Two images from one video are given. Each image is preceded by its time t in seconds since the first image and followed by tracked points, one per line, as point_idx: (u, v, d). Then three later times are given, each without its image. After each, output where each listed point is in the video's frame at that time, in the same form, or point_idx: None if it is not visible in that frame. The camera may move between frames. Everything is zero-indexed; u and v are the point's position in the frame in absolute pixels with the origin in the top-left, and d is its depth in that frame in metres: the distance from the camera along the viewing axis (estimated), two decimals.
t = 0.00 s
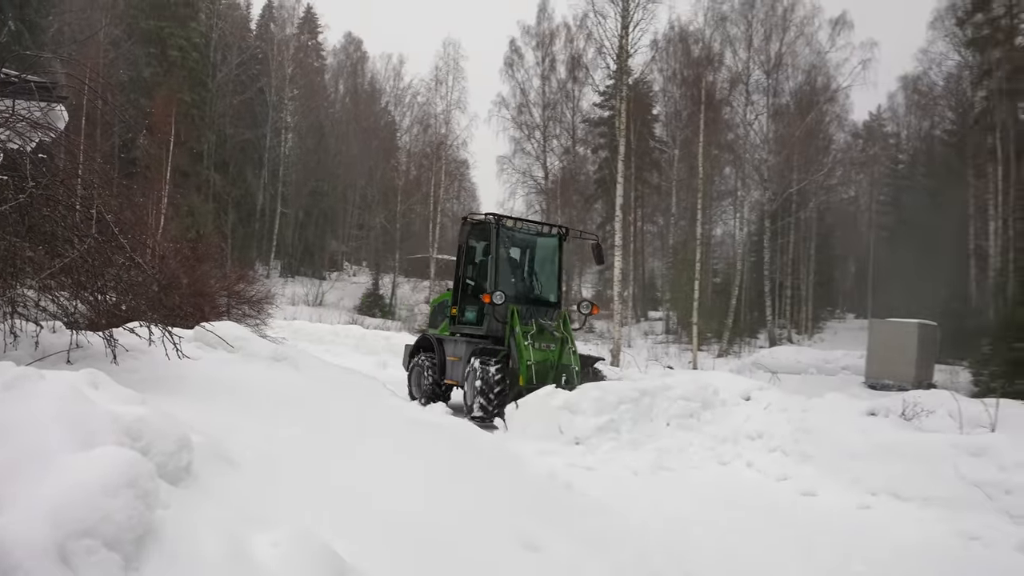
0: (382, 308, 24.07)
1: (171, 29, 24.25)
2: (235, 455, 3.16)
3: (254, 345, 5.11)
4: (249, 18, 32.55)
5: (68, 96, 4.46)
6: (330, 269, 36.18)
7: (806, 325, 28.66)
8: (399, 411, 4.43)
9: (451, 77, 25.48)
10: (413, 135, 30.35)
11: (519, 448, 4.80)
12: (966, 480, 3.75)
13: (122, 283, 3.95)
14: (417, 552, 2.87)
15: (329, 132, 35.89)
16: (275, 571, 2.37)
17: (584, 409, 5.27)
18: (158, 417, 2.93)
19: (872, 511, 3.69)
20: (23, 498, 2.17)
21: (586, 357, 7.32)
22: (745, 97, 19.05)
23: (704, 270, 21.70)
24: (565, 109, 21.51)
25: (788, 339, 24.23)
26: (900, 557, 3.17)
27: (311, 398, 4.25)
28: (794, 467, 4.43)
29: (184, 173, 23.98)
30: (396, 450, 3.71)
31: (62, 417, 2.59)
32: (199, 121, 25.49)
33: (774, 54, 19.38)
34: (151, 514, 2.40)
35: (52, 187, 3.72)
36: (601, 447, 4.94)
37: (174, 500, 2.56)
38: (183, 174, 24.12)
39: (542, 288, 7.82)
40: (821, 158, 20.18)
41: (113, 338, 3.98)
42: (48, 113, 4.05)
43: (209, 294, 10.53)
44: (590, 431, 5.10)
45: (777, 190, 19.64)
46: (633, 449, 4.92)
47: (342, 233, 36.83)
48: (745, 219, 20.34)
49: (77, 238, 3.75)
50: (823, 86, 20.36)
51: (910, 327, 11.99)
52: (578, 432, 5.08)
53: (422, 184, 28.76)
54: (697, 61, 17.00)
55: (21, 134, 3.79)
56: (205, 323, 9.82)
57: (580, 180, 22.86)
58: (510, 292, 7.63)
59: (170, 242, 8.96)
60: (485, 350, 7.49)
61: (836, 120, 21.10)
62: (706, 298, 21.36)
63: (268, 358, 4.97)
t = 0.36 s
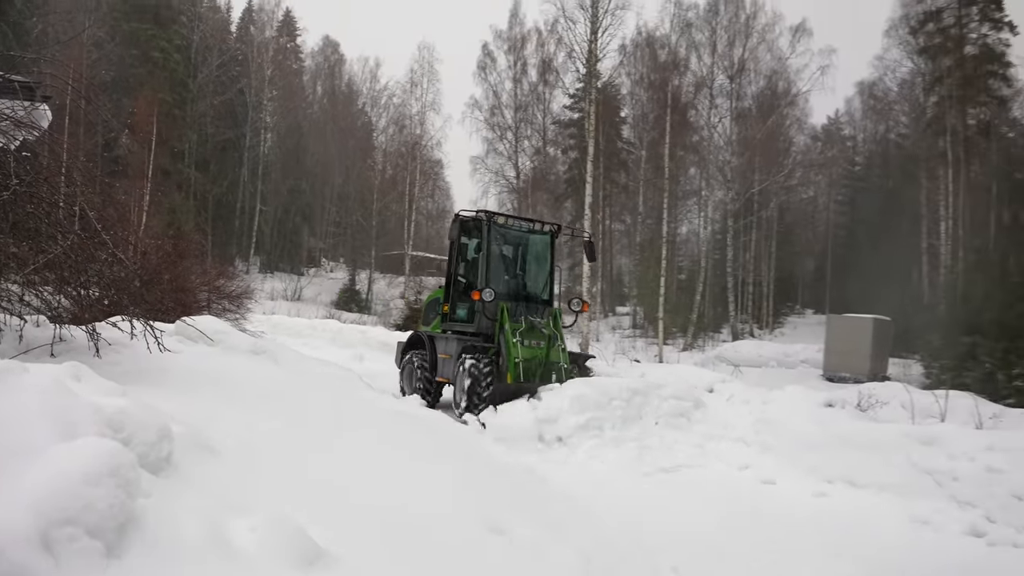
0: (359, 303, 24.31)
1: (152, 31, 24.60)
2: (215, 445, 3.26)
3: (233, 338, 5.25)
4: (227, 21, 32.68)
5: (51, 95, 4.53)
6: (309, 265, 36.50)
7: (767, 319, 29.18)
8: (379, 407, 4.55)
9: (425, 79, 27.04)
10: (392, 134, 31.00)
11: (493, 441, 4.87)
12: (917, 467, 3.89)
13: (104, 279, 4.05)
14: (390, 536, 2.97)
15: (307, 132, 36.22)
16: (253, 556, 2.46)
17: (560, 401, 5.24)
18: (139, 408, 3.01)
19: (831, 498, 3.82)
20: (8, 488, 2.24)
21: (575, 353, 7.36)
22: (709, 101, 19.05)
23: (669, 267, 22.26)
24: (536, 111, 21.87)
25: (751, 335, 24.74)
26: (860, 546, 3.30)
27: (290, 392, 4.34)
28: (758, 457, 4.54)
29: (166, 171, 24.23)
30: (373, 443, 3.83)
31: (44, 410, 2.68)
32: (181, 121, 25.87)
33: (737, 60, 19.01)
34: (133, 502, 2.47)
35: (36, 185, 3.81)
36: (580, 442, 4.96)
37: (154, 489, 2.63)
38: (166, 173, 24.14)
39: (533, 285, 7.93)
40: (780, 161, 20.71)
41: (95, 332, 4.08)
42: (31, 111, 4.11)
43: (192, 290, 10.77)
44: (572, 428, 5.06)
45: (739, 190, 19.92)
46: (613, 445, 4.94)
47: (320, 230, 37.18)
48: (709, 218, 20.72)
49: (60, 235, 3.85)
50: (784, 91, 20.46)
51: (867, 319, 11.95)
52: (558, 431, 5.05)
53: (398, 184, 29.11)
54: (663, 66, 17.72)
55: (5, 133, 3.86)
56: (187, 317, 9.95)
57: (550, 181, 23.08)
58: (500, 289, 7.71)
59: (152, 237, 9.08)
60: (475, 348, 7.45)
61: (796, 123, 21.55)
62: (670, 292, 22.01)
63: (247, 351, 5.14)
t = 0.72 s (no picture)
0: (341, 303, 24.70)
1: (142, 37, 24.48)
2: (199, 442, 3.35)
3: (218, 337, 5.42)
4: (212, 26, 32.87)
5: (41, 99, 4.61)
6: (293, 267, 36.91)
7: (732, 320, 29.69)
8: (361, 406, 4.66)
9: (406, 87, 28.08)
10: (374, 141, 31.61)
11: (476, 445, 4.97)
12: (875, 463, 4.08)
13: (91, 279, 4.13)
14: (372, 532, 3.05)
15: (291, 137, 35.94)
16: (237, 552, 2.53)
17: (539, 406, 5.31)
18: (125, 405, 3.11)
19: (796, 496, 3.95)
20: None
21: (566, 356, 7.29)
22: (679, 111, 19.53)
23: (640, 269, 22.95)
24: (514, 119, 22.03)
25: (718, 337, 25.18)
26: (822, 540, 3.44)
27: (276, 393, 4.44)
28: (731, 457, 4.64)
29: (153, 173, 24.48)
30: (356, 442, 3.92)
31: (32, 405, 2.77)
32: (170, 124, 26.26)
33: (706, 73, 19.57)
34: (117, 497, 2.55)
35: (25, 186, 3.89)
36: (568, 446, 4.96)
37: (137, 484, 2.71)
38: (152, 176, 24.32)
39: (526, 288, 7.86)
40: (746, 169, 21.52)
41: (83, 330, 4.18)
42: (21, 115, 4.18)
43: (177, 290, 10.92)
44: (559, 434, 5.04)
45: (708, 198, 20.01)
46: (602, 449, 4.93)
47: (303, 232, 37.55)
48: (678, 223, 21.09)
49: (49, 235, 3.94)
50: (751, 102, 20.51)
51: (829, 323, 13.19)
52: (548, 436, 5.04)
53: (379, 189, 29.44)
54: (635, 77, 19.04)
55: None
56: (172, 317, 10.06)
57: (526, 186, 23.42)
58: (492, 292, 7.66)
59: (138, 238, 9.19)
60: (464, 350, 7.40)
61: (762, 133, 21.74)
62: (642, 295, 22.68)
63: (231, 349, 5.27)
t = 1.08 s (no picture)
0: (334, 306, 24.71)
1: (133, 41, 24.33)
2: (192, 444, 3.38)
3: (212, 340, 5.47)
4: (204, 31, 32.85)
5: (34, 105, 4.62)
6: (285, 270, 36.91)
7: (721, 322, 29.92)
8: (353, 409, 4.70)
9: (397, 92, 28.15)
10: (366, 144, 31.71)
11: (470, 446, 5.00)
12: (862, 462, 4.15)
13: (85, 283, 4.12)
14: (362, 532, 3.10)
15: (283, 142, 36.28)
16: (228, 554, 2.56)
17: (541, 410, 5.36)
18: (118, 408, 3.14)
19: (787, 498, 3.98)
20: None
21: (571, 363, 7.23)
22: (668, 116, 19.61)
23: (631, 272, 23.12)
24: (505, 123, 22.14)
25: (707, 337, 25.37)
26: (811, 541, 3.48)
27: (269, 395, 4.48)
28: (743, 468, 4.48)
29: (146, 178, 24.45)
30: (349, 443, 3.96)
31: (25, 409, 2.79)
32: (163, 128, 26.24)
33: (695, 77, 19.89)
34: (110, 500, 2.57)
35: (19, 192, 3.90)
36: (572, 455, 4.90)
37: (130, 487, 2.74)
38: (145, 180, 24.26)
39: (530, 291, 7.66)
40: (737, 173, 21.23)
41: (77, 334, 4.19)
42: (15, 120, 4.20)
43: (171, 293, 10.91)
44: (563, 441, 5.01)
45: (697, 201, 20.15)
46: (602, 459, 4.84)
47: (295, 236, 37.51)
48: (667, 226, 20.91)
49: (43, 240, 3.95)
50: (739, 107, 20.73)
51: (816, 323, 13.29)
52: (555, 442, 5.02)
53: (371, 192, 29.50)
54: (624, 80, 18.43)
55: None
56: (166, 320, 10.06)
57: (518, 190, 23.47)
58: (494, 295, 7.49)
59: (132, 242, 9.19)
60: (467, 355, 7.27)
61: (750, 137, 21.74)
62: (632, 297, 22.84)
63: (225, 353, 5.31)
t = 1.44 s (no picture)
0: (324, 306, 24.74)
1: (123, 46, 24.31)
2: (181, 444, 3.41)
3: (201, 342, 5.55)
4: (193, 35, 32.81)
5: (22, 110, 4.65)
6: (276, 271, 37.03)
7: (707, 318, 30.14)
8: (340, 409, 4.74)
9: (385, 93, 28.26)
10: (354, 147, 31.90)
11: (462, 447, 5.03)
12: (845, 454, 4.21)
13: (75, 285, 4.16)
14: (350, 527, 3.15)
15: (272, 144, 36.54)
16: (219, 552, 2.60)
17: (539, 409, 5.36)
18: (108, 409, 3.18)
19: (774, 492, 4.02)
20: None
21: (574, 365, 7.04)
22: (652, 115, 19.70)
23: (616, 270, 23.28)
24: (491, 124, 22.33)
25: (692, 334, 25.58)
26: (797, 534, 3.52)
27: (257, 395, 4.51)
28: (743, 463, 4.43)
29: (137, 181, 24.47)
30: (338, 442, 4.00)
31: (16, 410, 2.83)
32: (152, 132, 26.21)
33: (678, 78, 19.80)
34: (102, 500, 2.61)
35: (9, 195, 3.94)
36: (581, 461, 4.83)
37: (121, 486, 2.77)
38: (136, 183, 24.26)
39: (531, 289, 7.57)
40: (720, 171, 21.15)
41: (68, 336, 4.22)
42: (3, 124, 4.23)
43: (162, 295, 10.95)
44: (573, 446, 4.95)
45: (681, 199, 20.30)
46: (615, 462, 4.77)
47: (286, 237, 37.63)
48: (652, 224, 21.17)
49: (32, 242, 3.97)
50: (722, 106, 20.78)
51: (799, 320, 13.53)
52: (566, 446, 4.96)
53: (359, 194, 29.66)
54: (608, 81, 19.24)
55: None
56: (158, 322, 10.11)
57: (504, 190, 23.53)
58: (492, 293, 7.43)
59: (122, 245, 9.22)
60: (465, 357, 7.17)
61: (732, 136, 21.90)
62: (618, 295, 23.00)
63: (215, 353, 5.44)
